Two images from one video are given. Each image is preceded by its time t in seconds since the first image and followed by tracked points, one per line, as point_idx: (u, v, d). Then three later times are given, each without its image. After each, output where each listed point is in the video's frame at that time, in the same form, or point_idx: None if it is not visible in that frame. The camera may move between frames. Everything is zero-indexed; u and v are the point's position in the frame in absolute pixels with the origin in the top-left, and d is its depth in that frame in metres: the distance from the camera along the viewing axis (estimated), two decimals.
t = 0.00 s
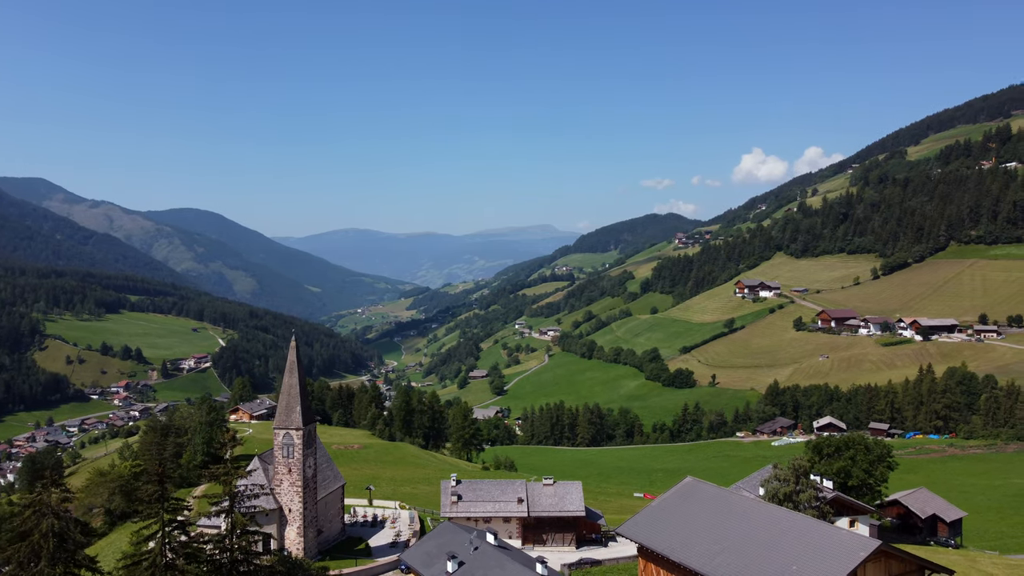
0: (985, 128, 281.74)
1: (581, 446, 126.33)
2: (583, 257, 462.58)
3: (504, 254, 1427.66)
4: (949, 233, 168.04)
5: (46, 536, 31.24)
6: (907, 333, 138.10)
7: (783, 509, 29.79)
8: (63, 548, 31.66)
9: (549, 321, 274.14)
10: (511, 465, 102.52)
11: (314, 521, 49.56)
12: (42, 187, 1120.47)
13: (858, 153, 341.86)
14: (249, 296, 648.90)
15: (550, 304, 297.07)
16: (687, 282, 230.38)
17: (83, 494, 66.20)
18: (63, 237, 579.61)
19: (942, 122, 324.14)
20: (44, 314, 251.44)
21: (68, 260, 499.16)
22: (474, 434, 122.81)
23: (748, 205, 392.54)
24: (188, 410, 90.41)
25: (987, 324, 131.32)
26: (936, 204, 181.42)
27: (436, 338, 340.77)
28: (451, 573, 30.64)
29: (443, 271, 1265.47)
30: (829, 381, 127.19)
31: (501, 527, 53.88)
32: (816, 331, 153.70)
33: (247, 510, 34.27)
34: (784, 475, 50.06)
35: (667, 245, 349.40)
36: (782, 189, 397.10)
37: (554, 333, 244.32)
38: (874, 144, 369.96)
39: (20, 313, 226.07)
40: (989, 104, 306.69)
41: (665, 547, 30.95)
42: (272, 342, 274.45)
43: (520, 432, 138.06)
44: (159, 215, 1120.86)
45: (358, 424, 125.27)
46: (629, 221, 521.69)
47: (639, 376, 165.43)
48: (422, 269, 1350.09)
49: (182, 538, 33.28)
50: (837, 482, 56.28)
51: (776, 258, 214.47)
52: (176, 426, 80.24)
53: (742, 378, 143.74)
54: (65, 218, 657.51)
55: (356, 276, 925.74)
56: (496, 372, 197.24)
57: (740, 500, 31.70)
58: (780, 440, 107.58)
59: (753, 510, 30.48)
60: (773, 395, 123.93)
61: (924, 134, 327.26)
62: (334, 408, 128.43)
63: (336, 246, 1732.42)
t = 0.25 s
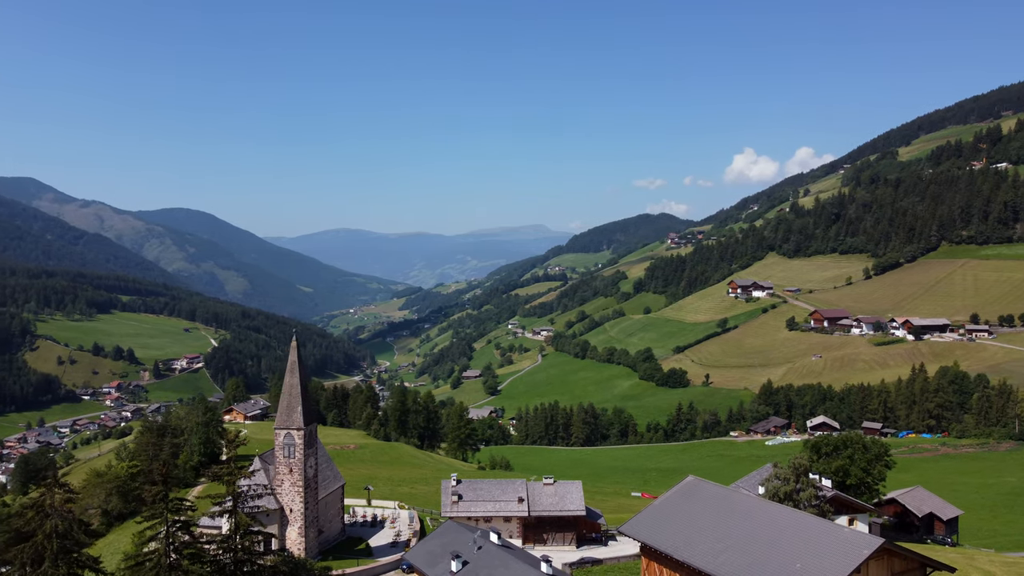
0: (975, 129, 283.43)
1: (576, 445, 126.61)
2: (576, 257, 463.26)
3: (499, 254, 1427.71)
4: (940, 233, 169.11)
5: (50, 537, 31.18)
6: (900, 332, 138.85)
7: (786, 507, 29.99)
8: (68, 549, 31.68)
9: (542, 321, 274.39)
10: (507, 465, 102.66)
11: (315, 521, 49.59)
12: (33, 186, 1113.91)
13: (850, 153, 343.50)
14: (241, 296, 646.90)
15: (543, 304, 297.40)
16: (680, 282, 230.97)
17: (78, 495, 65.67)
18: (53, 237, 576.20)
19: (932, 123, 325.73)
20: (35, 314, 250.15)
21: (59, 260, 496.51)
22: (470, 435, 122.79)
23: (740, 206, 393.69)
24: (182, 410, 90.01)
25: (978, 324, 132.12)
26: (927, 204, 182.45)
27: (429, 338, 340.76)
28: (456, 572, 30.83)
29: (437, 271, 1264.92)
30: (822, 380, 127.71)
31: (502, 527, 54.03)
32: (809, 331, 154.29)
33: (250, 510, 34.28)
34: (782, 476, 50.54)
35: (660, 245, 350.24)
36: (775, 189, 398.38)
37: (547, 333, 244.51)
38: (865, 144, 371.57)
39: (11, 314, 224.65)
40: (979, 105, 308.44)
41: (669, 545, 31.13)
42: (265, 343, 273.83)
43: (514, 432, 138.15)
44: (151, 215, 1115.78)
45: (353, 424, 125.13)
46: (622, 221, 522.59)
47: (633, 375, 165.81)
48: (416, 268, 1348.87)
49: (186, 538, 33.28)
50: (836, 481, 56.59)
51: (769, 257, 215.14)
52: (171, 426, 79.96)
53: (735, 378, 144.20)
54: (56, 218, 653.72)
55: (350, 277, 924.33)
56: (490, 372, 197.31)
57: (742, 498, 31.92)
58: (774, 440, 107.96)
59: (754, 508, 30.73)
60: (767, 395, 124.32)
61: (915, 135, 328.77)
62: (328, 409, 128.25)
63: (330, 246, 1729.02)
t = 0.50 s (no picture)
0: (966, 130, 284.87)
1: (570, 445, 126.79)
2: (569, 257, 463.84)
3: (493, 254, 1427.68)
4: (932, 233, 170.01)
5: (54, 538, 31.17)
6: (892, 332, 139.54)
7: (788, 506, 30.16)
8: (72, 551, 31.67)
9: (535, 321, 274.55)
10: (502, 464, 102.75)
11: (316, 521, 49.62)
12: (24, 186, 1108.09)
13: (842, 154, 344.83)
14: (234, 296, 645.06)
15: (536, 304, 297.67)
16: (674, 281, 231.48)
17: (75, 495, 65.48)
18: (43, 237, 573.17)
19: (923, 123, 327.14)
20: (26, 314, 249.03)
21: (50, 260, 494.03)
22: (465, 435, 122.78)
23: (733, 206, 394.74)
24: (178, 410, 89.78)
25: (970, 323, 132.83)
26: (919, 204, 183.31)
27: (422, 338, 340.69)
28: (460, 572, 30.96)
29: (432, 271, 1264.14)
30: (816, 380, 128.15)
31: (502, 526, 54.20)
32: (802, 331, 154.71)
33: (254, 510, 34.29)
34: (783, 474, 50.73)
35: (653, 245, 350.80)
36: (767, 189, 399.53)
37: (541, 333, 244.69)
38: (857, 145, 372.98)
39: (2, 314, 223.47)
40: (969, 106, 310.02)
41: (673, 544, 31.27)
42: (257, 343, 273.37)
43: (508, 432, 138.17)
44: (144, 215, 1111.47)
45: (347, 425, 124.99)
46: (614, 221, 523.41)
47: (627, 375, 166.10)
48: (411, 268, 1347.73)
49: (190, 539, 33.29)
50: (835, 480, 56.85)
51: (761, 258, 215.77)
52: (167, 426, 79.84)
53: (729, 377, 144.58)
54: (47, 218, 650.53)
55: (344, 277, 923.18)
56: (483, 372, 197.35)
57: (744, 497, 32.10)
58: (768, 439, 108.26)
59: (757, 507, 30.90)
60: (760, 394, 124.69)
61: (906, 135, 330.12)
62: (322, 409, 128.05)
63: (324, 246, 1725.78)
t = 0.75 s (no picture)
0: (956, 131, 286.42)
1: (565, 445, 127.00)
2: (561, 257, 464.58)
3: (488, 254, 1427.72)
4: (924, 234, 170.93)
5: (57, 538, 31.07)
6: (884, 332, 140.28)
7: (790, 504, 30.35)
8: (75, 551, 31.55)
9: (529, 321, 274.72)
10: (498, 464, 102.81)
11: (317, 521, 49.63)
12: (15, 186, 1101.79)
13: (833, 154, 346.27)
14: (227, 297, 643.27)
15: (529, 305, 297.98)
16: (667, 281, 232.03)
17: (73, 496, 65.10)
18: (33, 237, 569.70)
19: (914, 124, 328.71)
20: (16, 315, 247.86)
21: (40, 260, 491.58)
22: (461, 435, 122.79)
23: (725, 206, 395.87)
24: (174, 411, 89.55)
25: (961, 323, 133.49)
26: (911, 205, 184.26)
27: (415, 338, 340.78)
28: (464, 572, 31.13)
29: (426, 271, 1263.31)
30: (808, 379, 128.70)
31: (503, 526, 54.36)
32: (794, 330, 155.27)
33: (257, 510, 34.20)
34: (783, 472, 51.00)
35: (645, 245, 351.50)
36: (760, 189, 400.79)
37: (534, 333, 244.91)
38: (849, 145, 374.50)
39: None
40: (960, 107, 311.70)
41: (677, 543, 31.44)
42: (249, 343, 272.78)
43: (502, 432, 138.23)
44: (136, 215, 1106.96)
45: (342, 425, 124.88)
46: (607, 221, 524.36)
47: (620, 375, 166.47)
48: (405, 267, 1346.19)
49: (194, 539, 33.22)
50: (834, 479, 57.10)
51: (754, 258, 216.50)
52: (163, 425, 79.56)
53: (723, 377, 145.00)
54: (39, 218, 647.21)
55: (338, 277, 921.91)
56: (477, 372, 197.42)
57: (745, 496, 32.30)
58: (763, 438, 108.60)
59: (759, 506, 31.09)
60: (754, 394, 125.17)
61: (897, 136, 331.61)
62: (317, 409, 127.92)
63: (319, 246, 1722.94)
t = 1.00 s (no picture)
0: (947, 132, 288.04)
1: (559, 445, 127.18)
2: (554, 257, 465.25)
3: (482, 254, 1428.12)
4: (915, 234, 171.86)
5: (60, 538, 31.02)
6: (877, 331, 140.94)
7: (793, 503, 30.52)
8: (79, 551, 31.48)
9: (522, 321, 274.85)
10: (492, 464, 102.87)
11: (318, 521, 49.62)
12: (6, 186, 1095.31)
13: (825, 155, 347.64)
14: (220, 297, 641.35)
15: (522, 305, 298.20)
16: (660, 281, 232.59)
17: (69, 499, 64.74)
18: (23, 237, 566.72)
19: (906, 125, 330.29)
20: (7, 315, 246.56)
21: (31, 260, 488.73)
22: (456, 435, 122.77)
23: (718, 206, 396.98)
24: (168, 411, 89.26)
25: (953, 323, 134.21)
26: (903, 205, 185.16)
27: (408, 338, 340.68)
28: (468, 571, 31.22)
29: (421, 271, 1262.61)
30: (801, 379, 129.20)
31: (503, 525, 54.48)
32: (787, 330, 155.81)
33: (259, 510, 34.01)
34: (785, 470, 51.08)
35: (638, 245, 352.26)
36: (752, 190, 402.13)
37: (527, 333, 245.10)
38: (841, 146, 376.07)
39: None
40: (950, 108, 313.41)
41: (680, 542, 31.60)
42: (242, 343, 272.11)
43: (496, 432, 138.32)
44: (129, 215, 1102.26)
45: (336, 425, 124.75)
46: (600, 221, 525.28)
47: (614, 375, 166.72)
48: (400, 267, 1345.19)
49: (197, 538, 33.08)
50: (833, 478, 57.32)
51: (747, 258, 217.15)
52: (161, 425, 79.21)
53: (716, 377, 145.35)
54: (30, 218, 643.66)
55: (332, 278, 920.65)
56: (470, 372, 197.41)
57: (746, 495, 32.53)
58: (756, 438, 108.93)
59: (761, 505, 31.29)
60: (748, 393, 125.55)
61: (888, 136, 333.18)
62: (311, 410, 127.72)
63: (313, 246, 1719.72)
